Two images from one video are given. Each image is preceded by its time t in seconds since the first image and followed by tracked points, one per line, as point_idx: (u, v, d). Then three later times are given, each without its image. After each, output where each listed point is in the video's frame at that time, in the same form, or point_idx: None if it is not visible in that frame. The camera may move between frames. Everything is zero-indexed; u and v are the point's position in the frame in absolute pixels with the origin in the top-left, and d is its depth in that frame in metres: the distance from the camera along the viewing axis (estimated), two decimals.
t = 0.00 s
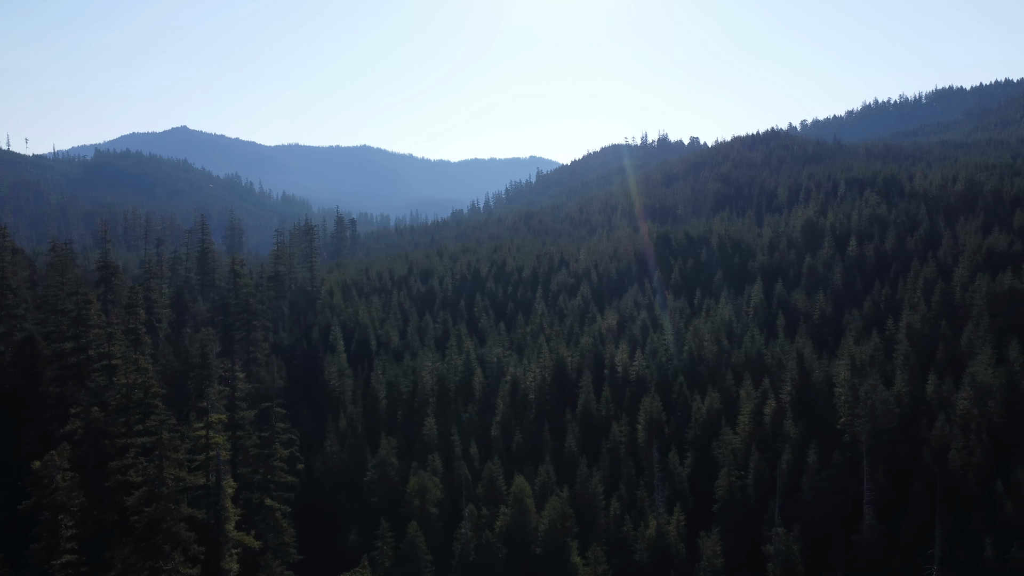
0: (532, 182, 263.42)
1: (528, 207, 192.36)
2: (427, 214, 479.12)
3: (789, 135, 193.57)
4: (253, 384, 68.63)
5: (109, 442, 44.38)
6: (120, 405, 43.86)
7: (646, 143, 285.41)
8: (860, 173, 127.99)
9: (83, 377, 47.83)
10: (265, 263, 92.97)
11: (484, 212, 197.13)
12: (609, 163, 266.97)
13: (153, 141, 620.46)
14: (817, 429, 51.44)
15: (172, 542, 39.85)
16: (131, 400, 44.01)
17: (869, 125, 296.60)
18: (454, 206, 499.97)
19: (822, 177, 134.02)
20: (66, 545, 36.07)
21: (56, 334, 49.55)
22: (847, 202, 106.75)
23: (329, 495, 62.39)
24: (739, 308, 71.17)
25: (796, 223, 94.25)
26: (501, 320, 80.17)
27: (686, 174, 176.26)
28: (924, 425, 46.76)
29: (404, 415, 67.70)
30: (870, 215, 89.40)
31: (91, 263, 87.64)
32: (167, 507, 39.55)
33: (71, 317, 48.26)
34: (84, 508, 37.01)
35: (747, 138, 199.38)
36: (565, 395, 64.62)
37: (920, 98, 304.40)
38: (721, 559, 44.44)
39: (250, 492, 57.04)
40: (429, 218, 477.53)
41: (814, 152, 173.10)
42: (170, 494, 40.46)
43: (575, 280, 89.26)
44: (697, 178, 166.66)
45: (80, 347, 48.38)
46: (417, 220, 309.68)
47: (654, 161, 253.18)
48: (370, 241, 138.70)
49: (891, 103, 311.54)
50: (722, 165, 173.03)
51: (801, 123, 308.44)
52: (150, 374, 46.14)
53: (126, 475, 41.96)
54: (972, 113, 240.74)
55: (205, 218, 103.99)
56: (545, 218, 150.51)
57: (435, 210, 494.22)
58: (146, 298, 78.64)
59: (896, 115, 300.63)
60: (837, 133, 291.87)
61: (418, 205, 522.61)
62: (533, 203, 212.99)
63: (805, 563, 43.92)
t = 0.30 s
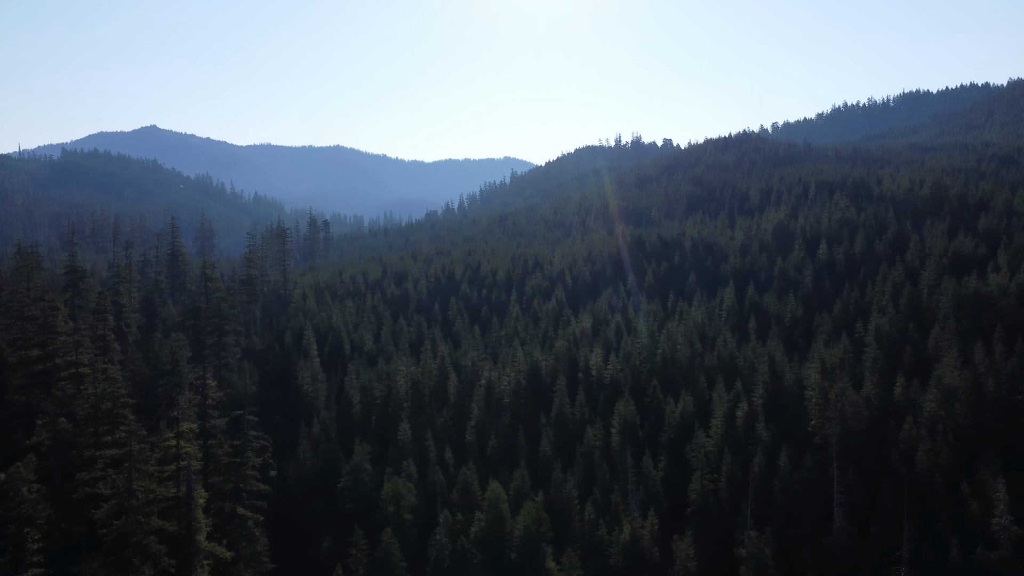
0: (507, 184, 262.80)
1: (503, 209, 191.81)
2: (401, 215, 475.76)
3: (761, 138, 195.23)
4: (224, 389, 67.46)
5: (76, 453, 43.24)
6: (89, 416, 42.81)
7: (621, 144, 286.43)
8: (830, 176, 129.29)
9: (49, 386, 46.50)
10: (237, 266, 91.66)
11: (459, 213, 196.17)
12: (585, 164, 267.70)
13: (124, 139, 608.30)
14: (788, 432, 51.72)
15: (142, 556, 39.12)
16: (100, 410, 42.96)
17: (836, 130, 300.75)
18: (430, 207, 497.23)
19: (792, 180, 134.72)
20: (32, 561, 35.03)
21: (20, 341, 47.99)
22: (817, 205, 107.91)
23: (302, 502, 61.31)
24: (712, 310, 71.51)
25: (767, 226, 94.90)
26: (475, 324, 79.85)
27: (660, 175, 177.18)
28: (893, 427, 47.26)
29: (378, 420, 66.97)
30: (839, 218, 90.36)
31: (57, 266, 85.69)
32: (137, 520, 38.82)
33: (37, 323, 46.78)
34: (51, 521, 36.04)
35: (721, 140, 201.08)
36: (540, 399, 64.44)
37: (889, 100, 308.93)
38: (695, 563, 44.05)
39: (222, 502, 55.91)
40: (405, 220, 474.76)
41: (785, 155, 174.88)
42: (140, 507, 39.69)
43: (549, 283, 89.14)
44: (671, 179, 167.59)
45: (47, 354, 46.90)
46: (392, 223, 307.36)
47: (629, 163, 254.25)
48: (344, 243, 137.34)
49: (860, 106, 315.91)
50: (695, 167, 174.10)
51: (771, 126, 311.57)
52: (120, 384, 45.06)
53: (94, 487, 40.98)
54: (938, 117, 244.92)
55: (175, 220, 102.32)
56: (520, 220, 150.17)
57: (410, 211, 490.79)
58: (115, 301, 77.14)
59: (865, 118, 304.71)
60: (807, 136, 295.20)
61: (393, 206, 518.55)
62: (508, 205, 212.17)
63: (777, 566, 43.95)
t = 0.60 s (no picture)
0: (483, 184, 262.13)
1: (478, 210, 191.17)
2: (377, 215, 472.22)
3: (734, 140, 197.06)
4: (196, 395, 66.21)
5: (44, 464, 42.19)
6: (58, 426, 41.84)
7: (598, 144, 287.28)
8: (801, 180, 130.54)
9: (15, 395, 45.39)
10: (209, 269, 90.29)
11: (434, 215, 195.11)
12: (561, 165, 268.23)
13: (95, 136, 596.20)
14: (762, 435, 51.84)
15: (111, 570, 38.34)
16: (69, 421, 42.02)
17: (808, 133, 303.91)
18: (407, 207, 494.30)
19: (764, 184, 135.45)
20: None
21: None
22: (789, 207, 109.09)
23: (274, 510, 60.11)
24: (686, 313, 71.79)
25: (740, 228, 95.49)
26: (451, 327, 79.58)
27: (635, 177, 178.03)
28: (864, 428, 47.69)
29: (353, 425, 66.24)
30: (811, 221, 91.27)
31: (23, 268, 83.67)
32: (107, 535, 38.07)
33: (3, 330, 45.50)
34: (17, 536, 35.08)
35: (695, 142, 202.67)
36: (516, 403, 64.21)
37: (859, 102, 313.05)
38: (670, 567, 43.41)
39: (194, 511, 54.54)
40: (381, 220, 471.78)
41: (758, 157, 176.56)
42: (111, 520, 38.97)
43: (525, 286, 89.01)
44: (646, 181, 168.50)
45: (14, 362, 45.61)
46: (366, 224, 305.16)
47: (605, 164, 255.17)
48: (317, 245, 135.99)
49: (833, 107, 320.43)
50: (669, 169, 175.19)
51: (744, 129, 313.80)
52: (90, 394, 44.16)
53: (62, 500, 40.03)
54: (906, 121, 248.82)
55: (145, 222, 100.52)
56: (495, 221, 149.82)
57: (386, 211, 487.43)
58: (83, 305, 75.47)
59: (836, 120, 308.45)
60: (779, 139, 297.82)
61: (369, 206, 514.72)
62: (484, 206, 211.29)
63: (751, 569, 43.70)
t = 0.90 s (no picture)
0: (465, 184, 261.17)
1: (460, 211, 190.49)
2: (357, 216, 468.47)
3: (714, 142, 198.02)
4: (176, 401, 65.36)
5: (21, 475, 41.55)
6: (35, 436, 41.22)
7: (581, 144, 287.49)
8: (781, 182, 131.34)
9: None
10: (188, 273, 89.33)
11: (415, 217, 194.14)
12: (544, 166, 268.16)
13: (74, 134, 587.90)
14: (743, 439, 52.03)
15: None
16: (46, 431, 41.40)
17: (788, 134, 305.58)
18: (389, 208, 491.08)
19: (744, 186, 135.83)
20: None
21: None
22: (768, 211, 109.71)
23: (254, 517, 59.14)
24: (668, 315, 71.99)
25: (721, 232, 95.62)
26: (434, 330, 79.45)
27: (616, 178, 178.40)
28: (843, 431, 48.03)
29: (335, 430, 65.76)
30: (791, 224, 91.79)
31: None
32: (84, 548, 37.64)
33: None
34: None
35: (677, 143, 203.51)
36: (498, 407, 64.08)
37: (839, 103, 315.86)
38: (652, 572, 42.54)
39: (174, 520, 53.43)
40: (361, 221, 468.12)
41: (738, 159, 176.90)
42: (89, 533, 38.52)
43: (507, 288, 88.90)
44: (627, 183, 168.94)
45: None
46: (348, 225, 303.24)
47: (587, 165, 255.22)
48: (298, 247, 135.07)
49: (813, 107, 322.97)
50: (650, 171, 175.66)
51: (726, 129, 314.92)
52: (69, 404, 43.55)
53: (39, 512, 39.44)
54: (884, 122, 250.87)
55: (123, 224, 99.28)
56: (477, 223, 149.41)
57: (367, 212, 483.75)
58: (60, 309, 74.36)
59: (816, 121, 310.11)
60: (759, 141, 299.04)
61: (350, 207, 510.69)
62: (465, 208, 210.71)
63: (732, 573, 43.53)
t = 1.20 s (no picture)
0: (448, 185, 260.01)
1: (444, 213, 189.58)
2: (340, 217, 465.10)
3: (697, 144, 198.36)
4: (156, 406, 64.48)
5: None
6: (11, 447, 40.71)
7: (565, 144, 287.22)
8: (763, 184, 131.82)
9: None
10: (169, 276, 88.32)
11: (397, 219, 192.95)
12: (528, 167, 267.81)
13: (54, 131, 580.26)
14: (725, 442, 52.15)
15: None
16: (23, 441, 40.91)
17: (770, 135, 306.96)
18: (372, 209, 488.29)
19: (727, 188, 136.19)
20: None
21: None
22: (750, 213, 110.18)
23: (236, 525, 58.35)
24: (651, 318, 72.10)
25: (703, 235, 95.48)
26: (417, 334, 79.16)
27: (599, 180, 178.33)
28: (824, 434, 48.27)
29: (318, 435, 65.17)
30: (772, 227, 92.06)
31: None
32: (62, 562, 37.62)
33: None
34: None
35: (660, 145, 203.67)
36: (482, 411, 63.85)
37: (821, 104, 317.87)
38: None
39: (155, 529, 51.87)
40: (344, 222, 465.10)
41: (720, 161, 176.94)
42: (67, 545, 38.68)
43: (490, 291, 88.67)
44: (610, 184, 168.97)
45: None
46: (331, 226, 300.97)
47: (570, 166, 255.05)
48: (281, 249, 134.05)
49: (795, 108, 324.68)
50: (633, 173, 175.81)
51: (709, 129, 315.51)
52: (46, 413, 43.04)
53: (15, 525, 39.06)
54: (865, 124, 252.18)
55: (103, 225, 98.04)
56: (459, 225, 148.78)
57: (350, 213, 480.42)
58: (37, 312, 73.22)
59: (798, 121, 311.57)
60: (740, 142, 299.78)
61: (333, 207, 506.89)
62: (449, 210, 210.20)
63: None
